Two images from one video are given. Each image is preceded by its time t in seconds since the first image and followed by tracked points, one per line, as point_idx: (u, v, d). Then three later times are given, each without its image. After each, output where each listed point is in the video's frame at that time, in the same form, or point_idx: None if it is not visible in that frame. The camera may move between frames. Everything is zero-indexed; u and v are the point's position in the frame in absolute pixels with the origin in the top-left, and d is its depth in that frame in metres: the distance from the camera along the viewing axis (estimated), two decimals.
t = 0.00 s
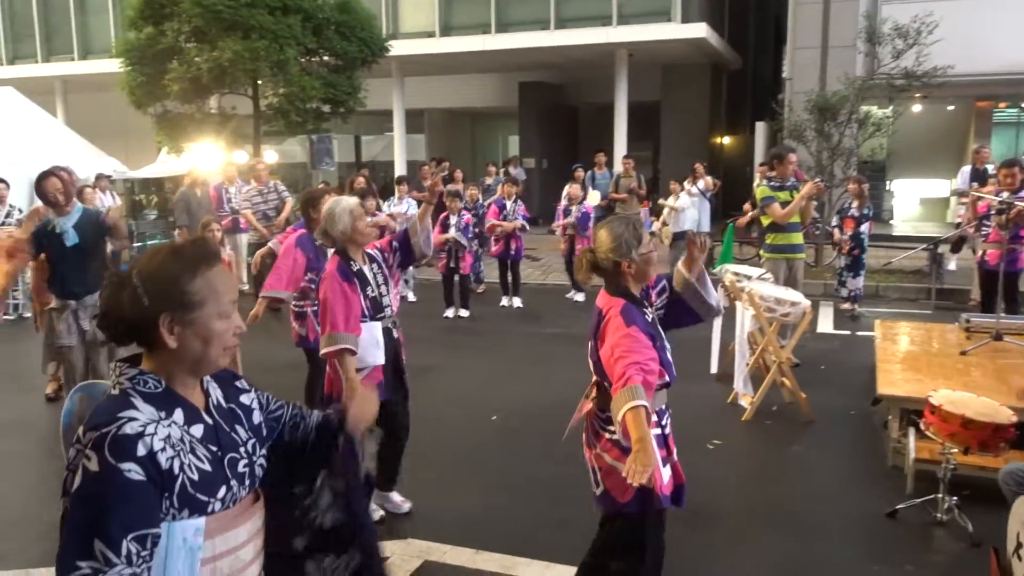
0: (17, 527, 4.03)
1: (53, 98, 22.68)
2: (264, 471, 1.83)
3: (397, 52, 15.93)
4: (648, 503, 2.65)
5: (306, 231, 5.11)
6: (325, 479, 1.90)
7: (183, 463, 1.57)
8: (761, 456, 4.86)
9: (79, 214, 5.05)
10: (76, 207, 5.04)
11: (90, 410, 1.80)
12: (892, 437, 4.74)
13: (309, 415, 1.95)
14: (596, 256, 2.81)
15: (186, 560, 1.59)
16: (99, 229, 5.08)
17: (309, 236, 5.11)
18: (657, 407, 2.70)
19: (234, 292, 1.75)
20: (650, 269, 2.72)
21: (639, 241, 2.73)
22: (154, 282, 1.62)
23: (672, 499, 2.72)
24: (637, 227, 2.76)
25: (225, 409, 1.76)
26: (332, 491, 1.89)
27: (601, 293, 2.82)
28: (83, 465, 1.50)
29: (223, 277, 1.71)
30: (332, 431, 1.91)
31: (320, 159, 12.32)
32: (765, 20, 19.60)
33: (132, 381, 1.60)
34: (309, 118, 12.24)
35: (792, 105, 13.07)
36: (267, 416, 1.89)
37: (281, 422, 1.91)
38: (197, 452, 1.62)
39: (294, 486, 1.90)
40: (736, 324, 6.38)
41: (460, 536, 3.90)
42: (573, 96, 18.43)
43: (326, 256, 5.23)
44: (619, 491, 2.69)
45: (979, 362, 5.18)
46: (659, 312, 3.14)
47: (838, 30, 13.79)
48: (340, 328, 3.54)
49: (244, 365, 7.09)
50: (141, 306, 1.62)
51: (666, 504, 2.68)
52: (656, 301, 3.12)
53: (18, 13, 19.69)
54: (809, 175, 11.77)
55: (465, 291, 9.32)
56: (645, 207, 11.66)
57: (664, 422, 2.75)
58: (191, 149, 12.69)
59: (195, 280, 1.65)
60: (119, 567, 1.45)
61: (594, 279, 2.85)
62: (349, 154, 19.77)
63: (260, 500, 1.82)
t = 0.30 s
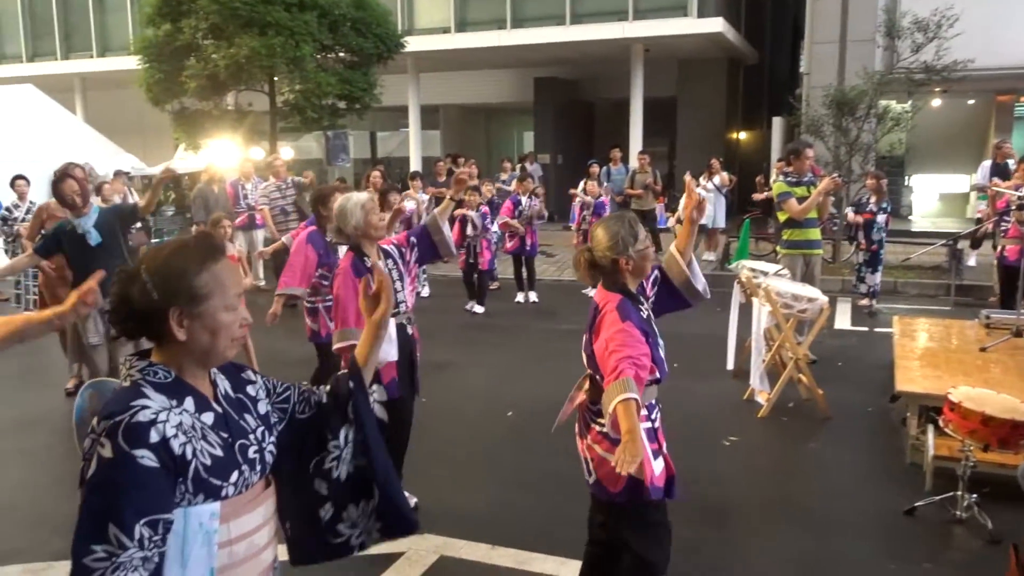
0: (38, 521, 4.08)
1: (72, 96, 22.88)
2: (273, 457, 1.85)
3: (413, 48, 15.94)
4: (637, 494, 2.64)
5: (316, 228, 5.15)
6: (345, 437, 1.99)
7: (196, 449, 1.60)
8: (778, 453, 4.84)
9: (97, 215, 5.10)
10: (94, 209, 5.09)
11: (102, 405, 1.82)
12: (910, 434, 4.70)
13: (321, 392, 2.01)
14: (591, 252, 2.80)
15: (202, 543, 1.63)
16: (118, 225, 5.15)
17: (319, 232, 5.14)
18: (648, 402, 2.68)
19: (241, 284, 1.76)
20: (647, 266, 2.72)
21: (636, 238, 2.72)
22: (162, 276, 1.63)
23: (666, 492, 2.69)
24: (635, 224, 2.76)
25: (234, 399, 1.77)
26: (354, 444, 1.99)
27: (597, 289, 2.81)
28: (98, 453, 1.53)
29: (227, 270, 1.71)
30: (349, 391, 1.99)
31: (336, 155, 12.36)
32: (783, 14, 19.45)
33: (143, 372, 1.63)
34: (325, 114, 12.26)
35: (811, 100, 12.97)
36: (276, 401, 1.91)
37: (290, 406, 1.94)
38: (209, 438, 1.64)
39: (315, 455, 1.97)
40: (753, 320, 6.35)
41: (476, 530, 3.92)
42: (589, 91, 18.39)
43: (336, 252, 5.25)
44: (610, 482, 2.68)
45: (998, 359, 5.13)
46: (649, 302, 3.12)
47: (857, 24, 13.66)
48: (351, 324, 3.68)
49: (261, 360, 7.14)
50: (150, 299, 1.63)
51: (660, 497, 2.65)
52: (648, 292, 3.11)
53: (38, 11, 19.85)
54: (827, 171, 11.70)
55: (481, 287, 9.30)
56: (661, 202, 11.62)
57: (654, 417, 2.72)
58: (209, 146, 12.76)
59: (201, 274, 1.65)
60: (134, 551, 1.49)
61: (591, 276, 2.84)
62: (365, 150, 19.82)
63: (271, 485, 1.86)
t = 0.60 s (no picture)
0: (55, 523, 4.11)
1: (87, 103, 23.08)
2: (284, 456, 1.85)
3: (425, 52, 15.99)
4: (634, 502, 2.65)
5: (318, 233, 5.15)
6: (361, 432, 2.01)
7: (207, 445, 1.61)
8: (792, 456, 4.82)
9: (113, 225, 5.14)
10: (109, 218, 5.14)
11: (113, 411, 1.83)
12: (926, 437, 4.67)
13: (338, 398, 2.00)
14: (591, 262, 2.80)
15: (215, 539, 1.65)
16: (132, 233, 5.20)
17: (321, 237, 5.16)
18: (650, 408, 2.68)
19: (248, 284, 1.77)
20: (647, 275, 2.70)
21: (635, 250, 2.72)
22: (169, 277, 1.65)
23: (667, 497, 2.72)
24: (633, 235, 2.76)
25: (243, 400, 1.76)
26: (368, 437, 2.01)
27: (597, 298, 2.81)
28: (111, 452, 1.55)
29: (233, 271, 1.72)
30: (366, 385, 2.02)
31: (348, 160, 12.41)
32: (795, 16, 19.39)
33: (153, 373, 1.64)
34: (338, 119, 12.29)
35: (824, 101, 12.92)
36: (285, 402, 1.91)
37: (298, 405, 1.94)
38: (220, 435, 1.65)
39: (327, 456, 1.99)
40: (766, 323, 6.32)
41: (490, 534, 3.92)
42: (600, 95, 18.39)
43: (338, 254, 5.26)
44: (609, 488, 2.71)
45: (1015, 361, 5.09)
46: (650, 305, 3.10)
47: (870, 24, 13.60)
48: (364, 326, 3.69)
49: (275, 363, 7.17)
50: (159, 302, 1.65)
51: (663, 502, 2.68)
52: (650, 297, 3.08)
53: (54, 19, 20.05)
54: (840, 173, 11.64)
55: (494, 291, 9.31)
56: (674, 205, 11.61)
57: (656, 422, 2.73)
58: (222, 151, 12.84)
59: (207, 275, 1.66)
60: (145, 546, 1.51)
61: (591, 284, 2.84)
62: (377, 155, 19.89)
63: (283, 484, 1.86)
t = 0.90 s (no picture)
0: (67, 532, 4.12)
1: (100, 114, 23.27)
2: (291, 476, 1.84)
3: (435, 63, 16.06)
4: (633, 513, 2.62)
5: (317, 248, 5.17)
6: (365, 448, 2.02)
7: (215, 470, 1.61)
8: (804, 467, 4.78)
9: (127, 238, 5.17)
10: (123, 231, 5.17)
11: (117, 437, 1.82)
12: (941, 449, 4.63)
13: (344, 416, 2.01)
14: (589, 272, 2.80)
15: (227, 565, 1.64)
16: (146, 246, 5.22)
17: (319, 252, 5.17)
18: (651, 419, 2.67)
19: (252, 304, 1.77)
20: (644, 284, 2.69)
21: (632, 259, 2.71)
22: (174, 302, 1.65)
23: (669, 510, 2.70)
24: (631, 244, 2.75)
25: (247, 421, 1.76)
26: (371, 450, 2.03)
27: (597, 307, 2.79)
28: (119, 480, 1.55)
29: (238, 292, 1.73)
30: (378, 400, 2.06)
31: (359, 170, 12.54)
32: (805, 26, 19.39)
33: (158, 399, 1.64)
34: (348, 130, 12.33)
35: (834, 111, 12.88)
36: (289, 424, 1.90)
37: (304, 423, 1.93)
38: (227, 459, 1.65)
39: (329, 471, 1.98)
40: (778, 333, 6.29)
41: (501, 544, 3.90)
42: (610, 105, 18.41)
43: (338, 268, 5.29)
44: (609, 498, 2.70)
45: None
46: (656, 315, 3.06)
47: (880, 34, 13.59)
48: (370, 334, 3.62)
49: (286, 373, 7.19)
50: (165, 326, 1.64)
51: (664, 514, 2.67)
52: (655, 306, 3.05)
53: (68, 32, 20.26)
54: (851, 182, 11.61)
55: (505, 299, 9.31)
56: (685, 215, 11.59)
57: (659, 432, 2.70)
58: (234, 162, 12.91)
59: (213, 297, 1.67)
60: None
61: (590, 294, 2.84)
62: (387, 165, 19.97)
63: (290, 506, 1.85)
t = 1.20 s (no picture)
0: (77, 531, 4.14)
1: (110, 116, 23.39)
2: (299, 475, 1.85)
3: (443, 64, 16.07)
4: (615, 509, 2.70)
5: (321, 247, 5.20)
6: (376, 444, 2.03)
7: (221, 471, 1.62)
8: (813, 467, 4.77)
9: (135, 235, 5.22)
10: (133, 227, 5.22)
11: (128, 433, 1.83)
12: (951, 449, 4.61)
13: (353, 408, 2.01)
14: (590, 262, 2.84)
15: (231, 566, 1.65)
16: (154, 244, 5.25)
17: (324, 250, 5.20)
18: (645, 416, 2.68)
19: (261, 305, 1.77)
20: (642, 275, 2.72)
21: (631, 249, 2.75)
22: (182, 303, 1.65)
23: (652, 510, 2.73)
24: (631, 235, 2.79)
25: (256, 421, 1.77)
26: (386, 448, 2.04)
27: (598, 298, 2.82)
28: (126, 481, 1.55)
29: (246, 293, 1.73)
30: (388, 395, 2.05)
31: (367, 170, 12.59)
32: (813, 25, 19.32)
33: (166, 399, 1.65)
34: (357, 131, 12.36)
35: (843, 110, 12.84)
36: (300, 423, 1.91)
37: (312, 419, 1.94)
38: (233, 460, 1.65)
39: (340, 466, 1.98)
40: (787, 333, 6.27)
41: (509, 544, 3.91)
42: (618, 105, 18.40)
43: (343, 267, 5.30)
44: (594, 491, 2.77)
45: None
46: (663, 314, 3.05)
47: (889, 34, 13.54)
48: (370, 333, 3.65)
49: (295, 373, 7.21)
50: (173, 327, 1.65)
51: (645, 513, 2.70)
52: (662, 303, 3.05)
53: (79, 34, 20.37)
54: (861, 182, 11.56)
55: (513, 299, 9.32)
56: (693, 215, 11.57)
57: (650, 431, 2.72)
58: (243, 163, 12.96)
59: (220, 298, 1.67)
60: None
61: (591, 283, 2.89)
62: (396, 165, 20.02)
63: (298, 506, 1.86)
